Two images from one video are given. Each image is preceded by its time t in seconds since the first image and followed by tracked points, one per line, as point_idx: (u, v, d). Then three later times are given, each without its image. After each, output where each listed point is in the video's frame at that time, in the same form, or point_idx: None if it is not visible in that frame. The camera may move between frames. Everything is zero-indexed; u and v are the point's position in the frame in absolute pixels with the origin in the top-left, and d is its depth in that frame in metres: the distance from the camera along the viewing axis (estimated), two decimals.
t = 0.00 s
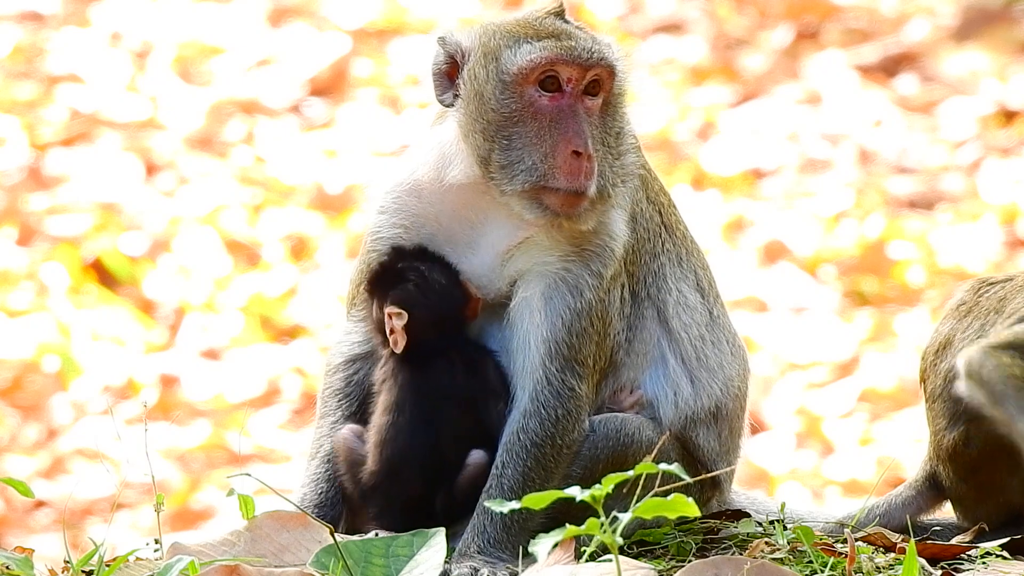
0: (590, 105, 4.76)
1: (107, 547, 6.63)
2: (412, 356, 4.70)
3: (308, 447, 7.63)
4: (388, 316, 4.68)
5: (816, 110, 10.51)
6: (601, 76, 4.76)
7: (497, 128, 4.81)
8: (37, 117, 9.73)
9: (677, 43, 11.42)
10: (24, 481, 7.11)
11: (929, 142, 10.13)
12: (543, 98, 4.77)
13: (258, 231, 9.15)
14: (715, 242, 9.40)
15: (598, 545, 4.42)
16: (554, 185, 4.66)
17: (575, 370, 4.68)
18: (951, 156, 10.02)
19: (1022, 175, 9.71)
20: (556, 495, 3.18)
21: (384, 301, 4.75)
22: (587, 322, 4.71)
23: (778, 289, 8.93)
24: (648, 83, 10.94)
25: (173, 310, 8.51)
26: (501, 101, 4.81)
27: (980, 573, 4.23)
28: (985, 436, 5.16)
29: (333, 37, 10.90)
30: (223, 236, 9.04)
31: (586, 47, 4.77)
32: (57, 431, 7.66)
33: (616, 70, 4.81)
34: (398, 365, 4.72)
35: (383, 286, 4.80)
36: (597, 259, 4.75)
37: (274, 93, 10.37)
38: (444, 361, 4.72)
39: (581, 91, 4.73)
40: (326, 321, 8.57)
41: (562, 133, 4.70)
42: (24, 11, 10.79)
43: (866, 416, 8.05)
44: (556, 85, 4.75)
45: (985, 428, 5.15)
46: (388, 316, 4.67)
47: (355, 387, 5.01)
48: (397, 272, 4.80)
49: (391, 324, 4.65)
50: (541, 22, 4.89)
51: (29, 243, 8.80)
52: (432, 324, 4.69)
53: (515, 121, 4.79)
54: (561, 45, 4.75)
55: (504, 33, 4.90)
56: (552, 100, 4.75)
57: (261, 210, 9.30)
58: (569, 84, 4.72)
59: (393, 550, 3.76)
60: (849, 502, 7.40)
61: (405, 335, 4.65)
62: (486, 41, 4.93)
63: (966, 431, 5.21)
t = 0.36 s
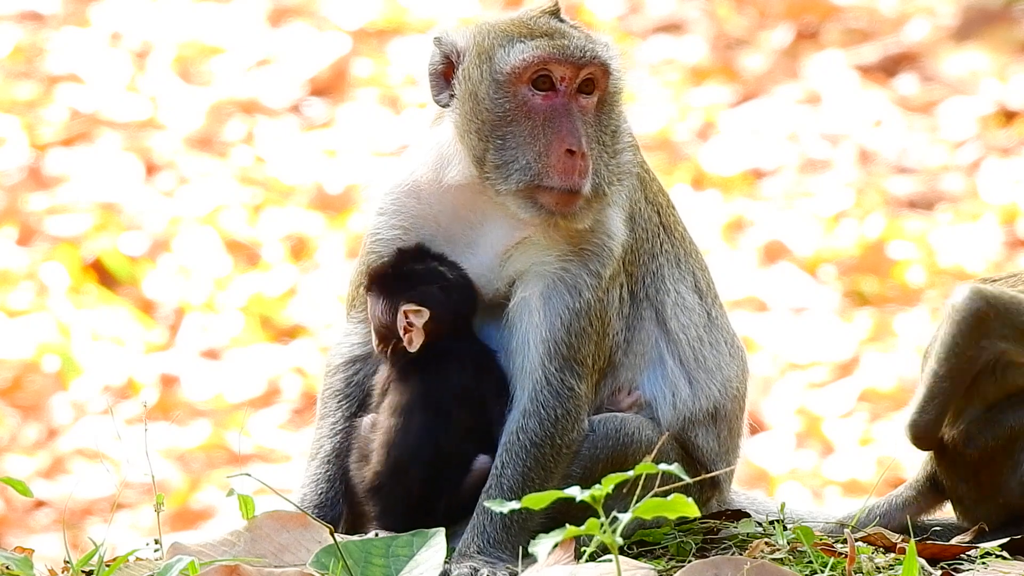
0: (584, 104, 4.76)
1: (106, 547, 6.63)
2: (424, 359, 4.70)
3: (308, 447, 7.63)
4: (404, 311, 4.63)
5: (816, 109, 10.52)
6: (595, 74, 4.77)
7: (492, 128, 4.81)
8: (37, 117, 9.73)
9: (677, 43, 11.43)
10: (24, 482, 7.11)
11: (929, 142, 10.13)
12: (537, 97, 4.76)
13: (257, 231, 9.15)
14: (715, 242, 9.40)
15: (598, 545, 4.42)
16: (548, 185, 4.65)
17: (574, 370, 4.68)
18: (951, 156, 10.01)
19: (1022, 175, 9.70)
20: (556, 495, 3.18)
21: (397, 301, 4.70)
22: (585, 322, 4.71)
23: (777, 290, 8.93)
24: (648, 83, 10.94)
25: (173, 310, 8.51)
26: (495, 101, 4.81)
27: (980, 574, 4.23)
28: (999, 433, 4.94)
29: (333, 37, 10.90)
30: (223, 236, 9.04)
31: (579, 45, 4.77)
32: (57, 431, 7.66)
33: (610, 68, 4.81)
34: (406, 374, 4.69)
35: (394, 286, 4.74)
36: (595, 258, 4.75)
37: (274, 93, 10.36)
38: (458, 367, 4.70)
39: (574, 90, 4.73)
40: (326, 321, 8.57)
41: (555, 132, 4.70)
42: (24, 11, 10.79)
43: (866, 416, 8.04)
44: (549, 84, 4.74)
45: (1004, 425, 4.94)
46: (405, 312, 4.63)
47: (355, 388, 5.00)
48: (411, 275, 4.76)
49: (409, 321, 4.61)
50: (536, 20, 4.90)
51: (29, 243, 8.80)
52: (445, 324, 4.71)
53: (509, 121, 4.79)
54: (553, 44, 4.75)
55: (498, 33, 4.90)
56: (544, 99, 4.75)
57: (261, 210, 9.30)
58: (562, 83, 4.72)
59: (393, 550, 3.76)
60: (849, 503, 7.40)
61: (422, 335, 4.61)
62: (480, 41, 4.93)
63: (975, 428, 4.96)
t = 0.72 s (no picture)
0: (576, 107, 4.74)
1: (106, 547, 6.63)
2: (448, 367, 4.62)
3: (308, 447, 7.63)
4: (431, 319, 4.55)
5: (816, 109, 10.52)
6: (589, 76, 4.73)
7: (485, 131, 4.81)
8: (37, 117, 9.73)
9: (677, 43, 11.43)
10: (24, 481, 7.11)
11: (929, 142, 10.13)
12: (528, 101, 4.75)
13: (258, 231, 9.15)
14: (715, 242, 9.39)
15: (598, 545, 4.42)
16: (538, 188, 4.66)
17: (575, 370, 4.68)
18: (950, 156, 10.01)
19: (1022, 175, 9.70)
20: (556, 495, 3.18)
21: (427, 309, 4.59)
22: (587, 322, 4.71)
23: (778, 289, 8.93)
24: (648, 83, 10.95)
25: (173, 310, 8.50)
26: (487, 104, 4.81)
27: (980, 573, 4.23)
28: (1001, 432, 5.02)
29: (333, 37, 10.90)
30: (223, 236, 9.04)
31: (571, 47, 4.73)
32: (57, 431, 7.66)
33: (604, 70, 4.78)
34: (424, 385, 4.63)
35: (424, 295, 4.62)
36: (597, 259, 4.75)
37: (274, 93, 10.36)
38: (484, 377, 4.67)
39: (566, 93, 4.72)
40: (326, 321, 8.57)
41: (545, 135, 4.70)
42: (24, 11, 10.80)
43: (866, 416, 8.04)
44: (541, 87, 4.73)
45: (1007, 424, 5.01)
46: (432, 319, 4.55)
47: (355, 387, 4.99)
48: (439, 283, 4.63)
49: (436, 328, 4.53)
50: (526, 20, 4.87)
51: (29, 242, 8.80)
52: (471, 333, 4.64)
53: (501, 124, 4.79)
54: (543, 47, 4.72)
55: (493, 34, 4.88)
56: (536, 103, 4.73)
57: (261, 210, 9.30)
58: (553, 86, 4.71)
59: (393, 549, 3.76)
60: (849, 503, 7.40)
61: (448, 343, 4.53)
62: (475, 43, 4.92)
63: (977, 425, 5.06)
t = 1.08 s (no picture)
0: (512, 135, 4.59)
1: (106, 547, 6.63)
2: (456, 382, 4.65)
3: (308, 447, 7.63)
4: (455, 331, 4.51)
5: (816, 109, 10.53)
6: (524, 106, 4.54)
7: (433, 156, 4.73)
8: (37, 117, 9.74)
9: (677, 43, 11.44)
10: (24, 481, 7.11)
11: (929, 142, 10.13)
12: (462, 130, 4.61)
13: (258, 231, 9.15)
14: (715, 242, 9.40)
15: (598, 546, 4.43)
16: (471, 219, 4.63)
17: (575, 369, 4.61)
18: (950, 156, 10.01)
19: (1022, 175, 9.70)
20: (556, 495, 3.18)
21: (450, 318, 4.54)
22: (586, 322, 4.62)
23: (778, 289, 8.93)
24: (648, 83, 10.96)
25: (173, 310, 8.50)
26: (429, 130, 4.71)
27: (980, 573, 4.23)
28: (1009, 430, 4.89)
29: (333, 37, 10.90)
30: (223, 236, 9.04)
31: (495, 82, 4.50)
32: (57, 431, 7.66)
33: (543, 94, 4.59)
34: (441, 397, 4.63)
35: (442, 306, 4.57)
36: (594, 258, 4.66)
37: (274, 93, 10.37)
38: (496, 387, 4.72)
39: (498, 124, 4.55)
40: (326, 321, 8.57)
41: (470, 170, 4.62)
42: (24, 11, 10.81)
43: (866, 416, 8.04)
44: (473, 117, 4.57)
45: (1014, 422, 4.89)
46: (457, 330, 4.52)
47: (357, 389, 4.93)
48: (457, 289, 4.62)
49: (463, 338, 4.51)
50: (457, 39, 4.60)
51: (29, 243, 8.80)
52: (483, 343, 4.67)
53: (444, 151, 4.68)
54: (467, 82, 4.52)
55: (440, 50, 4.67)
56: (471, 132, 4.60)
57: (261, 210, 9.30)
58: (480, 120, 4.54)
59: (393, 550, 3.76)
60: (849, 503, 7.40)
61: (475, 353, 4.54)
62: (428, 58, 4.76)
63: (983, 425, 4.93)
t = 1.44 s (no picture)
0: (474, 146, 4.60)
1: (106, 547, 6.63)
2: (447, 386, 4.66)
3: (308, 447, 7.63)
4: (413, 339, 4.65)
5: (816, 109, 10.52)
6: (475, 119, 4.53)
7: (408, 167, 4.75)
8: (37, 117, 9.74)
9: (677, 43, 11.44)
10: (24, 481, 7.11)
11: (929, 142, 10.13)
12: (428, 143, 4.63)
13: (258, 231, 9.15)
14: (715, 242, 9.39)
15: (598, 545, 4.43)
16: (442, 231, 4.65)
17: (571, 368, 4.57)
18: (951, 156, 10.01)
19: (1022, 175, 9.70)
20: (556, 495, 3.18)
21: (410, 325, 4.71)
22: (581, 320, 4.57)
23: (778, 290, 8.93)
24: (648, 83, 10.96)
25: (173, 311, 8.50)
26: (402, 143, 4.75)
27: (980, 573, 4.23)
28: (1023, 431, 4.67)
29: (333, 37, 10.90)
30: (223, 236, 9.04)
31: (445, 96, 4.51)
32: (57, 431, 7.66)
33: (497, 105, 4.58)
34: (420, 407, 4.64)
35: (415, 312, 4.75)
36: (586, 256, 4.61)
37: (274, 93, 10.37)
38: (485, 392, 4.74)
39: (461, 133, 4.56)
40: (326, 321, 8.57)
41: (436, 181, 4.64)
42: (24, 11, 10.82)
43: (866, 416, 8.04)
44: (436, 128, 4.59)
45: None
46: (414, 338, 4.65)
47: (355, 391, 4.90)
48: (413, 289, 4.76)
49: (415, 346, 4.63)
50: (420, 53, 4.64)
51: (29, 243, 8.79)
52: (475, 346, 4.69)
53: (414, 163, 4.72)
54: (422, 96, 4.54)
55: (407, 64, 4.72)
56: (435, 143, 4.61)
57: (261, 210, 9.30)
58: (439, 134, 4.55)
59: (393, 549, 3.76)
60: (849, 503, 7.41)
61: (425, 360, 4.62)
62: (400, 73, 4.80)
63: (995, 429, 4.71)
